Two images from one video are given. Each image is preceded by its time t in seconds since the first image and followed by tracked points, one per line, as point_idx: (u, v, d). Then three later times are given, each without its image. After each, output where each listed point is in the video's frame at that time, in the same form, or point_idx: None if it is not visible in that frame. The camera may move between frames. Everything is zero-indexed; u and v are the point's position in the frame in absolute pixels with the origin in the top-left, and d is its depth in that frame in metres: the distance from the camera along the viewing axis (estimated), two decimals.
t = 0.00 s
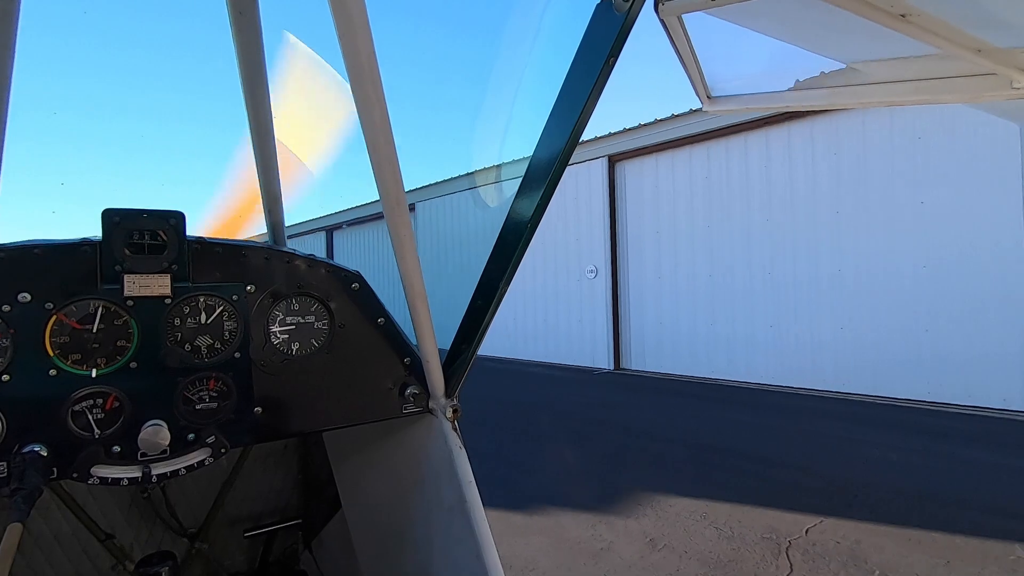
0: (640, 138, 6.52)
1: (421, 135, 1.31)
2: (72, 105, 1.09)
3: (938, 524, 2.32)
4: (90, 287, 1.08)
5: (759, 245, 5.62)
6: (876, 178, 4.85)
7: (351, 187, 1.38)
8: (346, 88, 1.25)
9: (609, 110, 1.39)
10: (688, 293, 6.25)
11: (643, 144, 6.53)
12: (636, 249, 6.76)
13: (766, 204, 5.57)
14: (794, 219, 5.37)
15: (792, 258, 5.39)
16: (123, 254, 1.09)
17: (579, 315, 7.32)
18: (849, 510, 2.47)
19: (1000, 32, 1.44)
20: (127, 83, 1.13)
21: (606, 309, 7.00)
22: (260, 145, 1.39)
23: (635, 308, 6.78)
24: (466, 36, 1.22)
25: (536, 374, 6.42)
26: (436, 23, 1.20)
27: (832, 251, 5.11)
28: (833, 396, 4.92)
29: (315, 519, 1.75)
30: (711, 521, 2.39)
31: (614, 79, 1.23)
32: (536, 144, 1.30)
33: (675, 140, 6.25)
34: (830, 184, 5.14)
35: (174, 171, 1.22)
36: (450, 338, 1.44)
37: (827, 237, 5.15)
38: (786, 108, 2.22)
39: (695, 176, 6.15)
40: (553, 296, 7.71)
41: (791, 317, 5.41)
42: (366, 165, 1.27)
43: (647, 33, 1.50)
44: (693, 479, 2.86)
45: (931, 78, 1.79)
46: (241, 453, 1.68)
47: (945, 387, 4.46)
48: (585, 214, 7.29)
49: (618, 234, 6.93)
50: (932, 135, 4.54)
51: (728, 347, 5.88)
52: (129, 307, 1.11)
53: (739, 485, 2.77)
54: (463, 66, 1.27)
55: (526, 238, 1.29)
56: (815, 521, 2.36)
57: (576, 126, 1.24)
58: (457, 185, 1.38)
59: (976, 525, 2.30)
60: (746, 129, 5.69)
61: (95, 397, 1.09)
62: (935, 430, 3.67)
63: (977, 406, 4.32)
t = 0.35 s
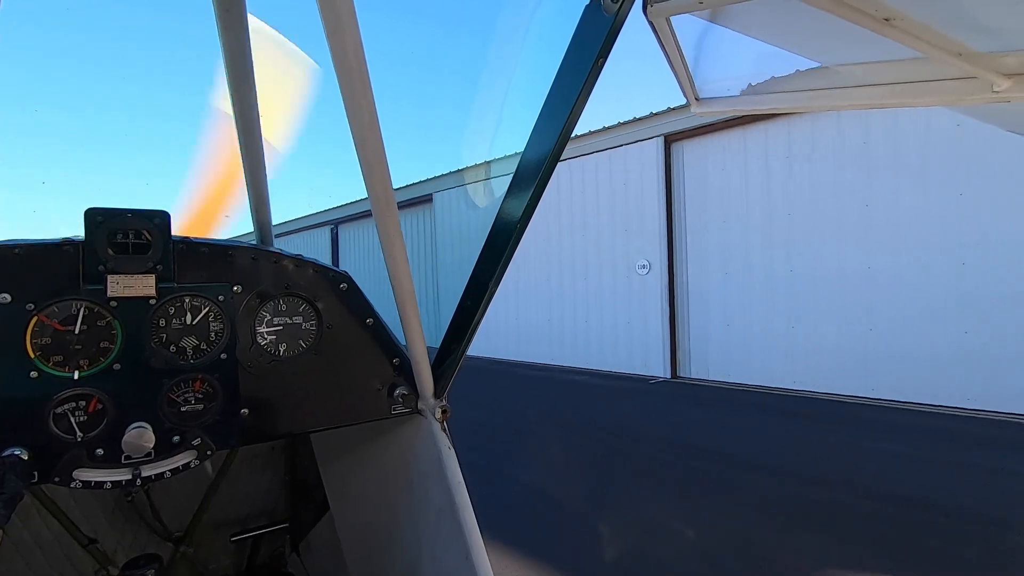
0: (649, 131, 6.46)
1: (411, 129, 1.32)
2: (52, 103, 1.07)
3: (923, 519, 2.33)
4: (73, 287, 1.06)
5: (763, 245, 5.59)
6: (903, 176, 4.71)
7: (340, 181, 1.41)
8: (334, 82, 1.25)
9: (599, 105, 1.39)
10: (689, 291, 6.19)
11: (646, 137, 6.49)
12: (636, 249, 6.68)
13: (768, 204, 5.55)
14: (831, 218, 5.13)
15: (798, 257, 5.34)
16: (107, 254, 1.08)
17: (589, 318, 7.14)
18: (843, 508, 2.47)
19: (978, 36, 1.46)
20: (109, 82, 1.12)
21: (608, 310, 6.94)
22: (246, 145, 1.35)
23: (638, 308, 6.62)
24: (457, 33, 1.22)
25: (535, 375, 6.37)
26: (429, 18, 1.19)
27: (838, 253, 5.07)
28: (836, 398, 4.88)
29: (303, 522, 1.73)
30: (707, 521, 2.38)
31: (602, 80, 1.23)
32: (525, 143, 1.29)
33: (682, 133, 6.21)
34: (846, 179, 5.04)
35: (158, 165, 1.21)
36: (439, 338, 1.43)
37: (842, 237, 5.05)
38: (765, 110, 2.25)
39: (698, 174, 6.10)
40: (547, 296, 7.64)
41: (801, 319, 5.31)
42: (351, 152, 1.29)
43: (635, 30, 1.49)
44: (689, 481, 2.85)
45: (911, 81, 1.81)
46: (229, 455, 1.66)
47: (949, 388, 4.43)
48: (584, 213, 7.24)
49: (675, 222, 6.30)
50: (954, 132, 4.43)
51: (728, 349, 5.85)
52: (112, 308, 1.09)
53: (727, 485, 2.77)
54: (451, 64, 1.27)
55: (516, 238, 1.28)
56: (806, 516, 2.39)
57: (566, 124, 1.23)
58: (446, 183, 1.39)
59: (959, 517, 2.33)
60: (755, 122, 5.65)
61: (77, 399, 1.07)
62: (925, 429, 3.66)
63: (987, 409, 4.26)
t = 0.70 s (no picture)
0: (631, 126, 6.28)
1: (405, 130, 1.30)
2: (35, 100, 1.06)
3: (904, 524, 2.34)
4: (55, 287, 1.04)
5: (739, 241, 5.39)
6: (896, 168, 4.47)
7: (330, 179, 1.38)
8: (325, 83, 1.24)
9: (589, 104, 1.40)
10: (664, 288, 5.98)
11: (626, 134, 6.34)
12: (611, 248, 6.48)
13: (817, 192, 4.97)
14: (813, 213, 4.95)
15: (779, 254, 5.16)
16: (91, 253, 1.06)
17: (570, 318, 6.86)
18: (831, 511, 2.49)
19: (960, 41, 1.48)
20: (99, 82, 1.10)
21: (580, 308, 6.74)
22: (234, 142, 1.33)
23: (615, 305, 6.42)
24: (448, 32, 1.21)
25: (513, 377, 6.26)
26: (428, 17, 1.18)
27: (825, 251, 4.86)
28: (817, 400, 4.71)
29: (291, 523, 1.72)
30: (699, 525, 2.38)
31: (593, 79, 1.26)
32: (516, 142, 1.30)
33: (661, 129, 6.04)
34: (828, 174, 4.87)
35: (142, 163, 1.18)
36: (429, 337, 1.43)
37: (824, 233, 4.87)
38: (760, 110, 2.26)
39: (672, 169, 5.93)
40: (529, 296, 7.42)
41: (783, 318, 5.13)
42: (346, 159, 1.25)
43: (626, 31, 1.49)
44: (680, 484, 2.86)
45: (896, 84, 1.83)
46: (215, 456, 1.64)
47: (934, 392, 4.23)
48: (564, 210, 7.05)
49: (754, 209, 5.34)
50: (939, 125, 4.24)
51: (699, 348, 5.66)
52: (96, 308, 1.07)
53: (714, 489, 2.78)
54: (443, 61, 1.25)
55: (506, 237, 1.29)
56: (785, 523, 2.38)
57: (558, 122, 1.25)
58: (437, 182, 1.36)
59: (941, 523, 2.34)
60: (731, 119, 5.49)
61: (61, 400, 1.06)
62: (915, 432, 3.65)
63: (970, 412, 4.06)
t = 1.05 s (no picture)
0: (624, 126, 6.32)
1: (400, 128, 1.30)
2: (30, 99, 1.05)
3: (897, 524, 2.37)
4: (46, 287, 1.04)
5: (727, 241, 5.47)
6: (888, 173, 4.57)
7: (320, 180, 1.36)
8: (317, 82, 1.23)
9: (584, 103, 1.40)
10: (654, 289, 6.06)
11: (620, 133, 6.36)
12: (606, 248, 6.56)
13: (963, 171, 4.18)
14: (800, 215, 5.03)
15: (763, 254, 5.23)
16: (82, 253, 1.06)
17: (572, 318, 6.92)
18: (826, 512, 2.51)
19: (950, 42, 1.50)
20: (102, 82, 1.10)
21: (576, 309, 6.85)
22: (226, 140, 1.32)
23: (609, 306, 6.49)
24: (441, 32, 1.21)
25: (504, 376, 6.25)
26: (428, 17, 1.19)
27: (805, 253, 5.00)
28: (801, 400, 4.81)
29: (285, 524, 1.71)
30: (696, 527, 2.39)
31: (587, 78, 1.24)
32: (510, 140, 1.29)
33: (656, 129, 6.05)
34: (816, 177, 4.95)
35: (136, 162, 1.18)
36: (424, 335, 1.42)
37: (811, 234, 4.97)
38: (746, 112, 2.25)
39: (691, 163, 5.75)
40: (527, 296, 7.51)
41: (768, 319, 5.18)
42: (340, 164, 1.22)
43: (619, 32, 1.49)
44: (677, 485, 2.87)
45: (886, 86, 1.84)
46: (208, 457, 1.63)
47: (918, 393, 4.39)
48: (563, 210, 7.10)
49: (874, 189, 4.64)
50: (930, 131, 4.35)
51: (686, 348, 5.74)
52: (88, 308, 1.07)
53: (707, 490, 2.79)
54: (436, 61, 1.25)
55: (500, 238, 1.30)
56: (778, 526, 2.39)
57: (551, 123, 1.24)
58: (431, 182, 1.37)
59: (933, 524, 2.37)
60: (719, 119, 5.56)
61: (52, 401, 1.05)
62: (911, 433, 3.68)
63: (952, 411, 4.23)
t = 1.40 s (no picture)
0: (618, 126, 6.30)
1: (399, 130, 1.30)
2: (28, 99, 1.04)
3: (891, 527, 2.38)
4: (41, 287, 1.03)
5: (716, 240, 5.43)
6: (865, 168, 4.41)
7: (320, 183, 1.35)
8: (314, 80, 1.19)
9: (581, 103, 1.40)
10: (647, 288, 6.05)
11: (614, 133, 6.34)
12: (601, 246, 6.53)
13: None
14: (782, 213, 4.94)
15: (750, 253, 5.17)
16: (78, 253, 1.05)
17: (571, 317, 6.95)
18: (822, 514, 2.51)
19: (946, 42, 1.50)
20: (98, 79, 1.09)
21: (575, 308, 6.88)
22: (223, 140, 1.36)
23: (606, 304, 6.49)
24: (438, 31, 1.21)
25: (504, 375, 6.30)
26: (428, 19, 1.19)
27: (787, 252, 4.90)
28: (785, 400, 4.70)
29: (283, 524, 1.70)
30: (693, 529, 2.39)
31: (584, 78, 1.24)
32: (507, 140, 1.29)
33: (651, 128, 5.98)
34: (797, 175, 4.85)
35: (133, 162, 1.17)
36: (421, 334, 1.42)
37: (793, 233, 4.86)
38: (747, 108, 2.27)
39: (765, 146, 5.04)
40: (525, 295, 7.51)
41: (754, 319, 5.12)
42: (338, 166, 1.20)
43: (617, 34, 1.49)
44: (675, 486, 2.87)
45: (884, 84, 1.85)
46: (205, 457, 1.63)
47: (897, 396, 4.21)
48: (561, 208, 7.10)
49: None
50: (908, 127, 4.16)
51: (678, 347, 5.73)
52: (84, 308, 1.06)
53: (702, 492, 2.80)
54: (434, 61, 1.25)
55: (497, 238, 1.30)
56: (771, 529, 2.38)
57: (548, 124, 1.25)
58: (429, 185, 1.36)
59: (927, 527, 2.37)
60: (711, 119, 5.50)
61: (47, 402, 1.05)
62: (910, 434, 3.67)
63: (935, 416, 4.04)
